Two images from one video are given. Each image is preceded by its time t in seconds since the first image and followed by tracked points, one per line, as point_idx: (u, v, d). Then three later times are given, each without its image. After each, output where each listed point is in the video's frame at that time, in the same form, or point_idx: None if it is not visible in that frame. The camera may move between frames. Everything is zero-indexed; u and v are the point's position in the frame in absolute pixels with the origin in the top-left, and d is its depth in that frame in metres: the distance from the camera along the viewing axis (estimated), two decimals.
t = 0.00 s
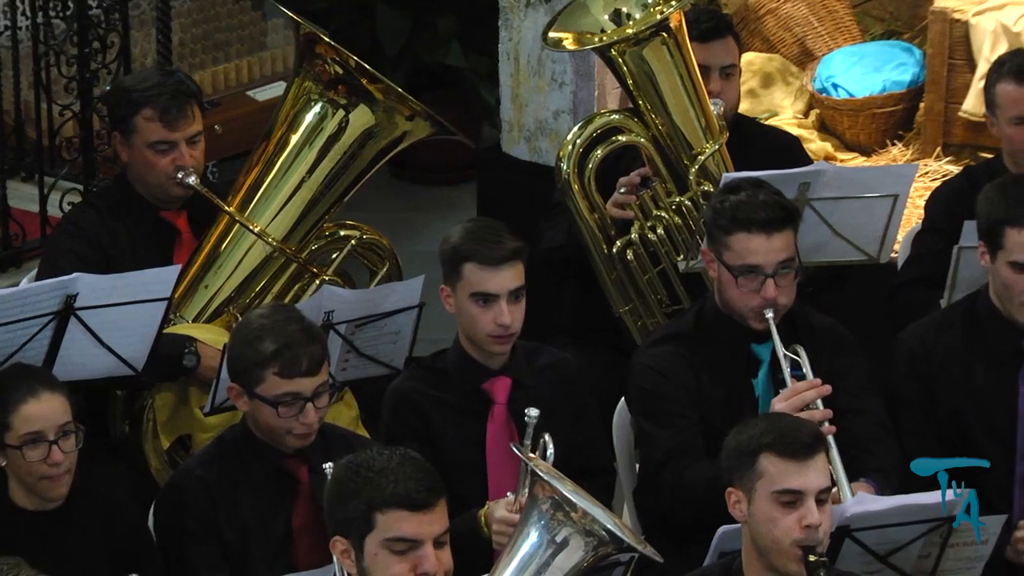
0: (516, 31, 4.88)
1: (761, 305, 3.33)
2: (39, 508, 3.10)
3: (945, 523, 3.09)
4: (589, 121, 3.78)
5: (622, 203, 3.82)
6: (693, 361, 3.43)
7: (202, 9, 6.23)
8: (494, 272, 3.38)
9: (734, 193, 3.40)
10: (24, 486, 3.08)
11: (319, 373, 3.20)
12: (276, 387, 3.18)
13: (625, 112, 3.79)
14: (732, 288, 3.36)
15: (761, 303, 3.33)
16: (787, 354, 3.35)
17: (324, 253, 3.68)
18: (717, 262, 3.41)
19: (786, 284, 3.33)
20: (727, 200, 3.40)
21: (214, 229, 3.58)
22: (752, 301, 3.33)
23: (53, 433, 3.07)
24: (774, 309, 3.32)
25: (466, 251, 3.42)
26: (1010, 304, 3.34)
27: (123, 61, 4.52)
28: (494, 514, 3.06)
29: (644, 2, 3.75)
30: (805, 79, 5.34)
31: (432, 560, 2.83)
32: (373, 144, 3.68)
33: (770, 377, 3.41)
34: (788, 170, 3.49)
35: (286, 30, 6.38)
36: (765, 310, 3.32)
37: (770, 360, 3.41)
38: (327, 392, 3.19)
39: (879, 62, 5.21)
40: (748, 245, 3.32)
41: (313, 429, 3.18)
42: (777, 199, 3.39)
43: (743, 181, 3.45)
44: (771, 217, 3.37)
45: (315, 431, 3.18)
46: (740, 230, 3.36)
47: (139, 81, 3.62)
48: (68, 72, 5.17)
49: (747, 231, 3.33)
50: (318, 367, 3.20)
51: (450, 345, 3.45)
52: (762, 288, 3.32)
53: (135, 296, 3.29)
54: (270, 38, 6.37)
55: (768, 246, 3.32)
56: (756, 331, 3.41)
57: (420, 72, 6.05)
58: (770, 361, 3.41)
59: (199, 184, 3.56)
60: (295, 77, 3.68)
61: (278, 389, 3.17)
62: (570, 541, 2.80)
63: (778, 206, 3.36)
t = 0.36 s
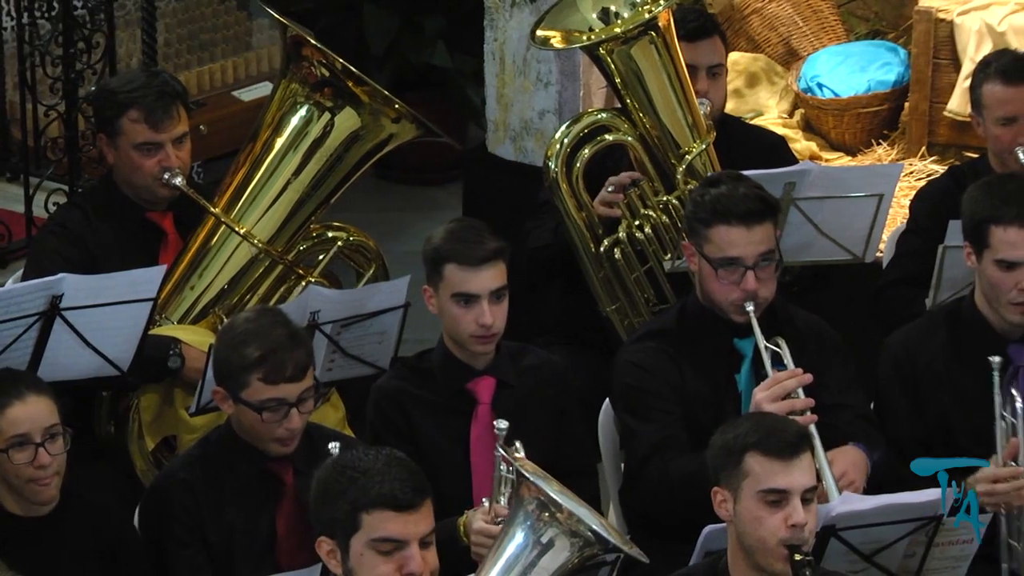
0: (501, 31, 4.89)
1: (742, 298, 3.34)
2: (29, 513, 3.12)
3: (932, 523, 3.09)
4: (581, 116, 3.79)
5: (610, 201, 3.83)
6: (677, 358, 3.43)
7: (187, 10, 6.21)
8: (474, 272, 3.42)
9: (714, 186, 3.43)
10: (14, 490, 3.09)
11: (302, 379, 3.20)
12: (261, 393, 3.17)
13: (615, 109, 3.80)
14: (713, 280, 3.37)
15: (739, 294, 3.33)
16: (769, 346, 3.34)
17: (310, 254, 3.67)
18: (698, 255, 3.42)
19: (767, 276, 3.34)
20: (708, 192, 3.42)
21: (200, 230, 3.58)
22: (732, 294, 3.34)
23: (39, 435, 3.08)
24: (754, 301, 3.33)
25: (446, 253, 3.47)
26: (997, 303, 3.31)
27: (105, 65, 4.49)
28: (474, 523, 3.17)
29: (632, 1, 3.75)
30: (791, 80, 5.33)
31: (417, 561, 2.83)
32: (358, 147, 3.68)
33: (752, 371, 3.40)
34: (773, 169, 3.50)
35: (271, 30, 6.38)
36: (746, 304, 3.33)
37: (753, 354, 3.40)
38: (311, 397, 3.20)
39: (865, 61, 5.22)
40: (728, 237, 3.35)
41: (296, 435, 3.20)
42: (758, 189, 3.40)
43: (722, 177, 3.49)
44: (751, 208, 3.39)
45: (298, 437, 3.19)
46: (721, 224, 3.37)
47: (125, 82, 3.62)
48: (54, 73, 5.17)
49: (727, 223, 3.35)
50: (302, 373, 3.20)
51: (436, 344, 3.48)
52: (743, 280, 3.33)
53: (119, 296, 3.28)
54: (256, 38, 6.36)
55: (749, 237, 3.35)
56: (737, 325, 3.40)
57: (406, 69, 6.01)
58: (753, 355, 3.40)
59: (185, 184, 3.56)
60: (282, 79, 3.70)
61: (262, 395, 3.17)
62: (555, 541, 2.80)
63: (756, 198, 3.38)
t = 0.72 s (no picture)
0: (487, 31, 4.91)
1: (727, 299, 3.33)
2: (20, 516, 3.08)
3: (916, 522, 3.10)
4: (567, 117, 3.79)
5: (596, 201, 3.85)
6: (662, 358, 3.44)
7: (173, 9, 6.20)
8: (458, 273, 3.44)
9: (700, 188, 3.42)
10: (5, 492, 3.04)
11: (283, 383, 3.19)
12: (239, 399, 3.18)
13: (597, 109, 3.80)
14: (699, 281, 3.36)
15: (726, 296, 3.33)
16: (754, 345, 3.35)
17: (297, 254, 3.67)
18: (684, 256, 3.42)
19: (752, 278, 3.34)
20: (694, 195, 3.42)
21: (186, 231, 3.56)
22: (719, 294, 3.34)
23: (30, 440, 3.03)
24: (740, 302, 3.33)
25: (430, 254, 3.48)
26: (982, 302, 3.32)
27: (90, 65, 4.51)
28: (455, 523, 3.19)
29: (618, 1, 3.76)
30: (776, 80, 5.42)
31: (404, 561, 2.83)
32: (344, 149, 3.68)
33: (737, 371, 3.42)
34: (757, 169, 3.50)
35: (257, 30, 6.39)
36: (730, 305, 3.33)
37: (738, 354, 3.41)
38: (291, 401, 3.19)
39: (851, 61, 5.30)
40: (713, 239, 3.33)
41: (277, 439, 3.19)
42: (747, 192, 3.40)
43: (706, 177, 3.49)
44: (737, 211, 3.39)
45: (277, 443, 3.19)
46: (706, 226, 3.36)
47: (111, 82, 3.62)
48: (39, 73, 5.16)
49: (713, 225, 3.34)
50: (281, 377, 3.19)
51: (421, 345, 3.49)
52: (728, 282, 3.33)
53: (104, 297, 3.28)
54: (242, 38, 6.36)
55: (734, 239, 3.33)
56: (723, 326, 3.42)
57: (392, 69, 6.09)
58: (739, 355, 3.41)
59: (171, 185, 3.55)
60: (268, 80, 3.69)
61: (240, 400, 3.17)
62: (541, 544, 2.80)
63: (741, 199, 3.38)
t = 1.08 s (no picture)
0: (467, 31, 4.90)
1: (710, 300, 3.33)
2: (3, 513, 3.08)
3: (899, 521, 3.10)
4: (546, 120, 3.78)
5: (575, 205, 3.81)
6: (644, 359, 3.44)
7: (152, 10, 6.15)
8: (440, 271, 3.44)
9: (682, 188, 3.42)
10: None
11: (261, 389, 3.19)
12: (217, 403, 3.18)
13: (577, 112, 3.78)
14: (682, 281, 3.36)
15: (708, 295, 3.33)
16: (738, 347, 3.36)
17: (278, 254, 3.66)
18: (666, 257, 3.41)
19: (735, 277, 3.34)
20: (677, 194, 3.41)
21: (166, 230, 3.55)
22: (702, 294, 3.34)
23: (15, 442, 3.01)
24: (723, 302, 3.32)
25: (412, 254, 3.48)
26: (958, 304, 3.33)
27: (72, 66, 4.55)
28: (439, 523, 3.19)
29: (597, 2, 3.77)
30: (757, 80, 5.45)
31: (386, 561, 2.83)
32: (325, 147, 3.68)
33: (720, 371, 3.42)
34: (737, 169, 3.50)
35: (238, 30, 6.39)
36: (714, 305, 3.32)
37: (721, 355, 3.42)
38: (270, 406, 3.20)
39: (831, 61, 5.35)
40: (696, 239, 3.33)
41: (256, 442, 3.20)
42: (724, 191, 3.40)
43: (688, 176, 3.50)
44: (719, 210, 3.38)
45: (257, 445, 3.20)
46: (689, 225, 3.36)
47: (91, 83, 3.62)
48: (21, 73, 5.16)
49: (695, 224, 3.34)
50: (260, 383, 3.19)
51: (403, 345, 3.49)
52: (711, 282, 3.33)
53: (84, 297, 3.27)
54: (222, 38, 6.37)
55: (717, 238, 3.33)
56: (706, 327, 3.42)
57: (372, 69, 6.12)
58: (722, 356, 3.42)
59: (151, 185, 3.55)
60: (248, 78, 3.68)
61: (219, 404, 3.18)
62: (523, 543, 2.80)
63: (722, 198, 3.37)
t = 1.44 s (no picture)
0: (446, 31, 4.94)
1: (697, 307, 3.33)
2: None
3: (876, 521, 3.10)
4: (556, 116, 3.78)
5: (577, 201, 3.80)
6: (621, 358, 3.46)
7: (132, 10, 6.10)
8: (421, 274, 3.44)
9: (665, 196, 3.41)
10: None
11: (239, 393, 3.18)
12: (194, 409, 3.17)
13: (582, 107, 3.79)
14: (667, 290, 3.35)
15: (692, 303, 3.33)
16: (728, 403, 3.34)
17: (257, 256, 3.66)
18: (650, 266, 3.41)
19: (721, 286, 3.34)
20: (661, 203, 3.39)
21: (145, 232, 3.55)
22: (687, 301, 3.33)
23: None
24: (707, 308, 3.33)
25: (392, 256, 3.48)
26: (934, 308, 3.35)
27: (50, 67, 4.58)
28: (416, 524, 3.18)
29: None
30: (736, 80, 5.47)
31: (365, 562, 2.84)
32: (304, 149, 3.69)
33: (701, 382, 3.44)
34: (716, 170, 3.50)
35: (217, 31, 6.39)
36: (700, 314, 3.32)
37: (702, 365, 3.44)
38: (247, 410, 3.19)
39: (810, 61, 5.37)
40: (682, 246, 3.33)
41: (233, 444, 3.19)
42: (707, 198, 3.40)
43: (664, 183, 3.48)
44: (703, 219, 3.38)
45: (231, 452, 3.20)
46: (674, 233, 3.36)
47: (70, 85, 3.62)
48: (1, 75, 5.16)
49: (681, 232, 3.34)
50: (237, 388, 3.18)
51: (382, 347, 3.49)
52: (697, 289, 3.32)
53: (63, 298, 3.26)
54: (202, 39, 6.37)
55: (701, 246, 3.33)
56: (688, 337, 3.44)
57: (352, 71, 6.13)
58: (702, 365, 3.45)
59: (131, 186, 3.54)
60: (227, 81, 3.69)
61: (196, 410, 3.17)
62: (502, 544, 2.81)
63: (704, 205, 3.37)
